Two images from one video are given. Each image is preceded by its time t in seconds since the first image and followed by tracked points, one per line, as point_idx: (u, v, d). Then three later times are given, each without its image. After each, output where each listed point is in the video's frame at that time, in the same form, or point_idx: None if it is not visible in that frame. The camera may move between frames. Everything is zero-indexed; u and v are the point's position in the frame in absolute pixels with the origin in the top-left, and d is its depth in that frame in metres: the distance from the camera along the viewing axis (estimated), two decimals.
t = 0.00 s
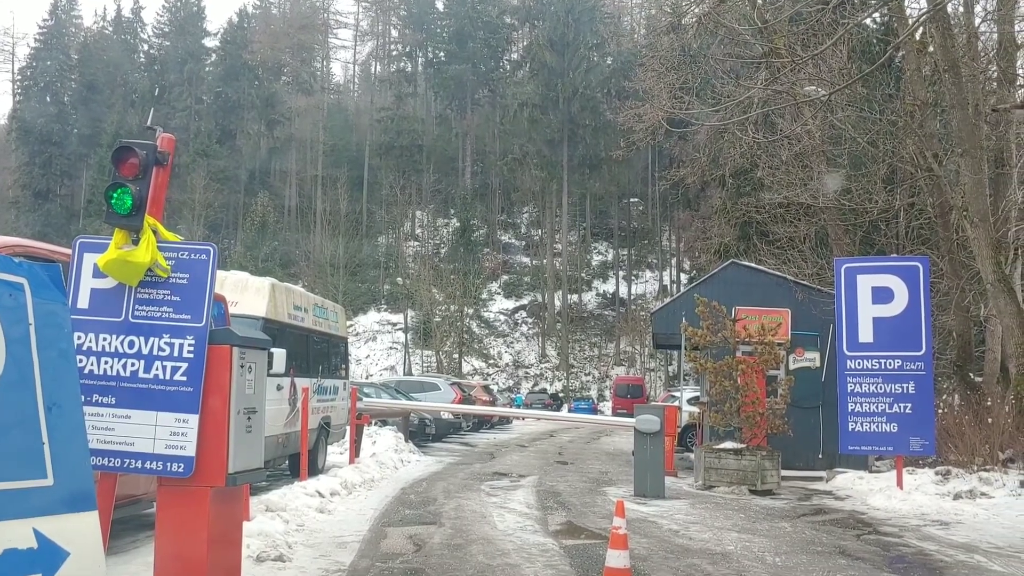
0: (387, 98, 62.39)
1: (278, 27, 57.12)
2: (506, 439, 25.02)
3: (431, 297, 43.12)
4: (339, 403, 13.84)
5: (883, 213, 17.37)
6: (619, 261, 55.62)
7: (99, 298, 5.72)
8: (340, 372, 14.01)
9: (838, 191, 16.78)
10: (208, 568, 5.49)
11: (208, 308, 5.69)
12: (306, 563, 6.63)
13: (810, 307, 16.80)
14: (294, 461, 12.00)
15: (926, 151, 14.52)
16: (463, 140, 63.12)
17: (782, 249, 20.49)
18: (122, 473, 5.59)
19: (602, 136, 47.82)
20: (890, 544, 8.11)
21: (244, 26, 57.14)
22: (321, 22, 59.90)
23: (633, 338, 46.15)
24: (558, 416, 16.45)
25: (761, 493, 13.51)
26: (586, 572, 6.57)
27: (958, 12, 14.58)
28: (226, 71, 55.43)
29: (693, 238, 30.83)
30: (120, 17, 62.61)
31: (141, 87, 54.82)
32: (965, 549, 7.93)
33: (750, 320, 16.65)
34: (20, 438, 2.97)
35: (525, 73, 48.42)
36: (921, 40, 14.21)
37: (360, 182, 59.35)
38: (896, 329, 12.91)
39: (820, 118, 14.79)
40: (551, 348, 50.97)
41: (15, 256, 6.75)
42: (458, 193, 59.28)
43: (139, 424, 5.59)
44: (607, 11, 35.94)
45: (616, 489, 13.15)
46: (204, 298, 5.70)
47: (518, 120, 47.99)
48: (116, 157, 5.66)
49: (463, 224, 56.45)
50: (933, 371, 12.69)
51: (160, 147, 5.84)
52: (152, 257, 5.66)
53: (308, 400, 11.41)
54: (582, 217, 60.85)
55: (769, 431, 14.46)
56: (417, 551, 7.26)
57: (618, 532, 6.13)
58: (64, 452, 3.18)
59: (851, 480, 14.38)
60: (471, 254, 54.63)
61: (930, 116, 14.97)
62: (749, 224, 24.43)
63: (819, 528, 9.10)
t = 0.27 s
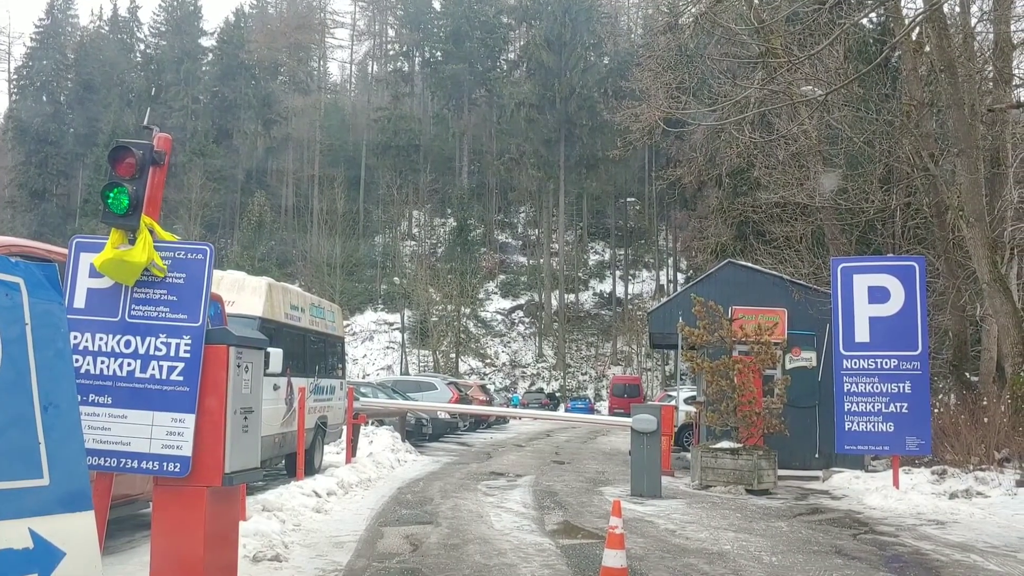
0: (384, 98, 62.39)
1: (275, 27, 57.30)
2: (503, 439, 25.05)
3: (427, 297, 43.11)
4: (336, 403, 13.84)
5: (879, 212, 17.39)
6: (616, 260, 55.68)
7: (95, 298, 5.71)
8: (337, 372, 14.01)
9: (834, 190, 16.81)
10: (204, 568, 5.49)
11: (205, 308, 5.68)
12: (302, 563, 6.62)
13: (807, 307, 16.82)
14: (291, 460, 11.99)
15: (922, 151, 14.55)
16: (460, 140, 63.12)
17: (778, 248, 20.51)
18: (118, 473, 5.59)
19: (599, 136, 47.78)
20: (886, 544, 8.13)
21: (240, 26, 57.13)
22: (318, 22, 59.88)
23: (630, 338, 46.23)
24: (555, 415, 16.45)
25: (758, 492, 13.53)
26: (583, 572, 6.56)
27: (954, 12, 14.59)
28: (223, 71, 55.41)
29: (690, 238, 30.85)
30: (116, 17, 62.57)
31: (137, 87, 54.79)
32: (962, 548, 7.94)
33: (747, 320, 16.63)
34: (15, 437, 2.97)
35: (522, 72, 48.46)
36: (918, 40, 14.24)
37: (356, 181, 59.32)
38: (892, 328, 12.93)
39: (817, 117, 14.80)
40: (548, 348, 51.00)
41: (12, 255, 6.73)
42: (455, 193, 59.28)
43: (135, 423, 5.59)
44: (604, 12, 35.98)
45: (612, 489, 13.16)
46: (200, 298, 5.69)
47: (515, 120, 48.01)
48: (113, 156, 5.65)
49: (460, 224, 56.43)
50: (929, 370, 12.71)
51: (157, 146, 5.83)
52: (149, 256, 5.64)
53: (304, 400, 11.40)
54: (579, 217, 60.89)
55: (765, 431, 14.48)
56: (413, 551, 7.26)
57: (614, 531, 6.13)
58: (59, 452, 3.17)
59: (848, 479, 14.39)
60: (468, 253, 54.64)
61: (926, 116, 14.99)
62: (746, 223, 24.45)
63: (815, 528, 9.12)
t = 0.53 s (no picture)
0: (382, 97, 62.38)
1: (272, 26, 57.21)
2: (500, 439, 25.07)
3: (426, 296, 43.10)
4: (334, 403, 13.83)
5: (877, 212, 17.40)
6: (614, 260, 55.72)
7: (92, 298, 5.70)
8: (335, 372, 14.01)
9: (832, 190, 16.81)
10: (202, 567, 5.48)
11: (202, 308, 5.67)
12: (300, 563, 6.61)
13: (805, 307, 16.82)
14: (289, 460, 11.99)
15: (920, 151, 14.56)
16: (458, 139, 63.10)
17: (776, 248, 20.51)
18: (116, 473, 5.58)
19: (597, 136, 47.76)
20: (883, 543, 8.14)
21: (238, 25, 57.13)
22: (316, 22, 59.90)
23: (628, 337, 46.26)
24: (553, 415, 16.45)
25: (755, 492, 13.53)
26: (581, 572, 6.56)
27: (951, 12, 14.60)
28: (220, 70, 55.39)
29: (688, 238, 30.85)
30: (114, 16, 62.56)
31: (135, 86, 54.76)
32: (959, 548, 7.95)
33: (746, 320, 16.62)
34: (14, 437, 2.96)
35: (520, 72, 48.52)
36: (915, 40, 14.25)
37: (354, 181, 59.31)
38: (890, 328, 12.94)
39: (815, 117, 14.80)
40: (546, 348, 51.02)
41: (10, 255, 6.72)
42: (453, 193, 59.27)
43: (133, 423, 5.58)
44: (602, 11, 35.96)
45: (609, 488, 13.17)
46: (197, 298, 5.68)
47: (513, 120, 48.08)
48: (110, 156, 5.63)
49: (458, 224, 56.40)
50: (927, 370, 12.72)
51: (154, 146, 5.82)
52: (146, 256, 5.63)
53: (302, 400, 11.40)
54: (577, 217, 60.92)
55: (763, 431, 14.49)
56: (411, 550, 7.26)
57: (612, 531, 6.13)
58: (55, 453, 3.16)
59: (846, 479, 14.40)
60: (466, 253, 54.66)
61: (923, 116, 15.01)
62: (744, 223, 24.46)
63: (812, 528, 9.14)
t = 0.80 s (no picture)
0: (380, 97, 62.39)
1: (270, 26, 57.16)
2: (498, 438, 25.06)
3: (424, 296, 43.08)
4: (331, 403, 13.82)
5: (875, 212, 17.40)
6: (612, 260, 55.74)
7: (89, 298, 5.69)
8: (333, 371, 14.00)
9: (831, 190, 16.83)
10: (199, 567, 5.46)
11: (199, 308, 5.66)
12: (298, 563, 6.60)
13: (803, 307, 16.83)
14: (287, 460, 11.97)
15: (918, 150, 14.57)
16: (456, 139, 63.10)
17: (775, 248, 20.51)
18: (113, 473, 5.57)
19: (596, 136, 47.78)
20: (881, 543, 8.14)
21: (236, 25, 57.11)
22: (314, 22, 59.92)
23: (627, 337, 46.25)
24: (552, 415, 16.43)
25: (753, 492, 13.54)
26: (579, 572, 6.56)
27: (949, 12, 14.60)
28: (219, 70, 55.37)
29: (686, 238, 30.86)
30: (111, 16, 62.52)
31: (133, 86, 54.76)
32: (957, 548, 7.95)
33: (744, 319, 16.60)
34: (10, 437, 2.96)
35: (518, 71, 48.53)
36: (913, 40, 14.25)
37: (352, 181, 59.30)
38: (888, 328, 12.95)
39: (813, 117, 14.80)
40: (545, 348, 51.01)
41: (7, 255, 6.71)
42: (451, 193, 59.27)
43: (130, 423, 5.57)
44: (600, 12, 35.97)
45: (607, 488, 13.17)
46: (195, 297, 5.67)
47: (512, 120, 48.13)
48: (107, 155, 5.61)
49: (456, 223, 56.38)
50: (925, 369, 12.73)
51: (151, 145, 5.80)
52: (143, 256, 5.62)
53: (300, 400, 11.38)
54: (576, 217, 60.92)
55: (761, 431, 14.49)
56: (409, 550, 7.26)
57: (610, 531, 6.14)
58: (51, 453, 3.15)
59: (844, 479, 14.40)
60: (464, 253, 54.69)
61: (922, 116, 15.01)
62: (742, 223, 24.48)
63: (811, 527, 9.13)
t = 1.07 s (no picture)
0: (379, 96, 62.46)
1: (269, 26, 57.34)
2: (497, 438, 25.07)
3: (423, 296, 43.06)
4: (330, 403, 13.80)
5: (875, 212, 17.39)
6: (611, 260, 55.75)
7: (86, 297, 5.68)
8: (332, 371, 13.98)
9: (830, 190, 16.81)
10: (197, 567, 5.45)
11: (197, 307, 5.65)
12: (296, 563, 6.59)
13: (802, 306, 16.82)
14: (286, 460, 11.96)
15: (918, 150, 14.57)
16: (455, 138, 63.12)
17: (774, 247, 20.52)
18: (110, 473, 5.55)
19: (594, 136, 47.84)
20: (880, 543, 8.12)
21: (235, 25, 57.16)
22: (313, 22, 59.93)
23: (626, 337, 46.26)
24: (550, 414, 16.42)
25: (753, 491, 13.53)
26: (578, 572, 6.54)
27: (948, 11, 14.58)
28: (218, 69, 55.38)
29: (685, 237, 30.89)
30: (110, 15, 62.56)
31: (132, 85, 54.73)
32: (957, 548, 7.94)
33: (743, 319, 16.60)
34: (8, 437, 2.95)
35: (517, 71, 48.60)
36: (913, 39, 14.24)
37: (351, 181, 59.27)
38: (888, 327, 12.94)
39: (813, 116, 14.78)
40: (543, 348, 51.03)
41: (5, 255, 6.70)
42: (450, 193, 59.28)
43: (128, 423, 5.55)
44: (598, 11, 35.97)
45: (607, 488, 13.16)
46: (193, 297, 5.66)
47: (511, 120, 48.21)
48: (104, 154, 5.60)
49: (455, 223, 56.36)
50: (924, 369, 12.72)
51: (148, 144, 5.78)
52: (140, 255, 5.61)
53: (299, 400, 11.37)
54: (575, 217, 60.93)
55: (760, 430, 14.47)
56: (407, 550, 7.25)
57: (609, 531, 6.13)
58: (49, 452, 3.13)
59: (843, 478, 14.40)
60: (464, 252, 54.73)
61: (922, 116, 15.00)
62: (741, 223, 24.50)
63: (809, 527, 9.13)
